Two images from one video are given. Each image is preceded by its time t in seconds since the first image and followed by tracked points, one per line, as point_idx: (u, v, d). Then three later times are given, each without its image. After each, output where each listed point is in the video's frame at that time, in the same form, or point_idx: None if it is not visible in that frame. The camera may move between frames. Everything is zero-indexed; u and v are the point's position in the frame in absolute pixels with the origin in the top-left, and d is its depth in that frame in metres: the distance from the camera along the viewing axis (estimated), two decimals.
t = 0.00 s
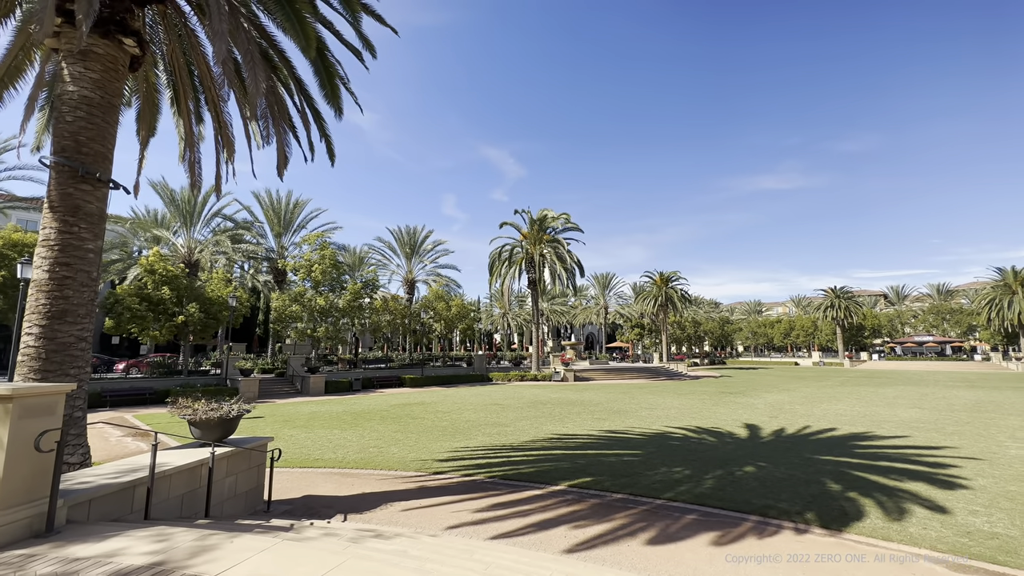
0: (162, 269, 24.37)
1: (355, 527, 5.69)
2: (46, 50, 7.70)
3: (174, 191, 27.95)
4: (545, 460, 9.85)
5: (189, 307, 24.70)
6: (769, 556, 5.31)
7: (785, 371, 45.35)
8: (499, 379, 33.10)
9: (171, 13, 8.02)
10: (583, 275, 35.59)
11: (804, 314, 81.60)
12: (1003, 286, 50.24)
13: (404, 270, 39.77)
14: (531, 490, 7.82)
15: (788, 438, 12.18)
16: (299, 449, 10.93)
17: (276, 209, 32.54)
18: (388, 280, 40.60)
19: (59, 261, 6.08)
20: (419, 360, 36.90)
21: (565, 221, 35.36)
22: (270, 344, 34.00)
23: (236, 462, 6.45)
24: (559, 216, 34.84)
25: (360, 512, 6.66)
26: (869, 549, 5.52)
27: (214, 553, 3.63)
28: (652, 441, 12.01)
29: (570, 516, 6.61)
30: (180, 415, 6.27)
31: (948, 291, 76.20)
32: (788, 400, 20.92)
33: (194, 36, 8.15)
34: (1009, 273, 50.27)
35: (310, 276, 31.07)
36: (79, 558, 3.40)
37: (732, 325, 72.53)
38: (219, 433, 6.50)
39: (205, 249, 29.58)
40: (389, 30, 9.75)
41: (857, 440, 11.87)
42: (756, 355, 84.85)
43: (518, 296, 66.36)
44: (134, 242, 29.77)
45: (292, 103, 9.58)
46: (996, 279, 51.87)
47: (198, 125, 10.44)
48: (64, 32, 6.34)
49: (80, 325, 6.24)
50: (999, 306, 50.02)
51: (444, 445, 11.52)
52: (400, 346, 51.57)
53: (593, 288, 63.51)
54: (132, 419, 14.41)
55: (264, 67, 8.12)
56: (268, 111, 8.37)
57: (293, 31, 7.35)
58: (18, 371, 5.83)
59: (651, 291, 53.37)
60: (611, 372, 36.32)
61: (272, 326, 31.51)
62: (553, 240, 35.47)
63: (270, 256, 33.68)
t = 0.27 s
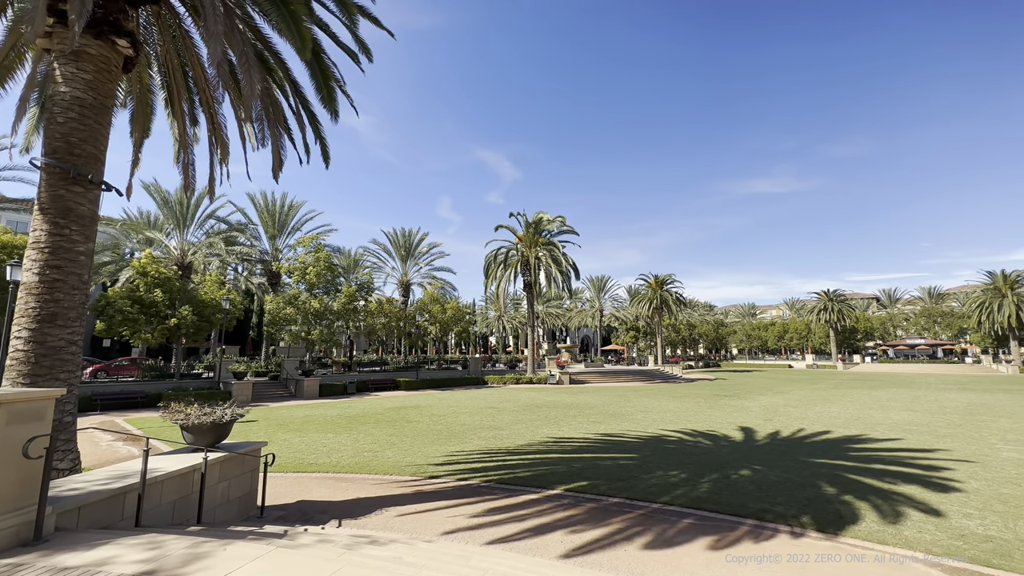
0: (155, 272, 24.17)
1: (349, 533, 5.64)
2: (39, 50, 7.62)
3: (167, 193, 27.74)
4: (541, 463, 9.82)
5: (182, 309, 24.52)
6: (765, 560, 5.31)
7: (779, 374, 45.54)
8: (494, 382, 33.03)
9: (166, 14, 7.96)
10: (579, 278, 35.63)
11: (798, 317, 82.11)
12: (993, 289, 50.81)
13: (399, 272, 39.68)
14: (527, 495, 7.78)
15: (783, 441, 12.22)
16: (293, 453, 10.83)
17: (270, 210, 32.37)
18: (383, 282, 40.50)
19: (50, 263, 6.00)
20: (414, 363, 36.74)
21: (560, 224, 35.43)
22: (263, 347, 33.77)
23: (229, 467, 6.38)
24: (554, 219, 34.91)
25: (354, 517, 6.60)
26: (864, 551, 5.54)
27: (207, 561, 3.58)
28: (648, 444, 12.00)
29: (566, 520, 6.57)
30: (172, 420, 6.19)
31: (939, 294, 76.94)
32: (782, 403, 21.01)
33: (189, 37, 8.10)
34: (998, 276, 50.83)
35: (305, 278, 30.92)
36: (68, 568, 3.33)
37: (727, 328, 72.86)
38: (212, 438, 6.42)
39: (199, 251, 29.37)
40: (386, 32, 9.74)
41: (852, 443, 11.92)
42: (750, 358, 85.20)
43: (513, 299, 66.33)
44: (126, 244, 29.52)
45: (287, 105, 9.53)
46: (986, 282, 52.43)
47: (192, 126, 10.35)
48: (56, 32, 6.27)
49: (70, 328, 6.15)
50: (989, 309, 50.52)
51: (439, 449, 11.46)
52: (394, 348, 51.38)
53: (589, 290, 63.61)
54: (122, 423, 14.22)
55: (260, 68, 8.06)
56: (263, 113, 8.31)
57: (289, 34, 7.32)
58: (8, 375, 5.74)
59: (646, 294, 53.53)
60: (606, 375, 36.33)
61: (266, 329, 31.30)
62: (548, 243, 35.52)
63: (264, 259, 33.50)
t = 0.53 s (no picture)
0: (145, 275, 23.90)
1: (342, 541, 5.57)
2: (27, 50, 7.52)
3: (158, 195, 27.50)
4: (536, 469, 9.77)
5: (172, 313, 24.26)
6: (761, 566, 5.30)
7: (771, 377, 45.83)
8: (488, 386, 32.92)
9: (158, 16, 7.89)
10: (573, 282, 35.70)
11: (790, 321, 82.78)
12: (980, 294, 51.53)
13: (393, 276, 39.56)
14: (521, 501, 7.74)
15: (776, 445, 12.27)
16: (284, 459, 10.71)
17: (263, 213, 32.17)
18: (377, 286, 40.35)
19: (37, 267, 5.89)
20: (407, 367, 36.56)
21: (554, 228, 35.50)
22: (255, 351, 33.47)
23: (219, 474, 6.28)
24: (548, 223, 34.98)
25: (347, 525, 6.52)
26: (859, 557, 5.55)
27: (197, 572, 3.52)
28: (642, 449, 12.00)
29: (561, 527, 6.54)
30: (161, 426, 6.08)
31: (928, 299, 77.89)
32: (775, 407, 21.13)
33: (181, 39, 8.03)
34: (986, 281, 51.55)
35: (298, 282, 30.72)
36: None
37: (720, 331, 73.20)
38: (202, 445, 6.32)
39: (190, 254, 29.10)
40: (381, 37, 9.72)
41: (843, 447, 12.00)
42: (743, 362, 85.68)
43: (507, 303, 66.34)
44: (116, 247, 29.19)
45: (281, 108, 9.47)
46: (974, 287, 53.16)
47: (184, 129, 10.26)
48: (45, 33, 6.19)
49: (57, 333, 6.04)
50: (977, 314, 51.21)
51: (433, 454, 11.38)
52: (388, 352, 51.10)
53: (583, 294, 63.73)
54: (111, 429, 14.02)
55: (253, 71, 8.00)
56: (256, 116, 8.24)
57: (283, 37, 7.27)
58: None
59: (639, 298, 53.71)
60: (600, 379, 36.35)
61: (258, 333, 31.03)
62: (543, 247, 35.57)
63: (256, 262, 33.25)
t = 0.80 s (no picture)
0: (132, 278, 23.55)
1: (331, 551, 5.48)
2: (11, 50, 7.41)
3: (147, 197, 27.18)
4: (528, 475, 9.71)
5: (160, 317, 23.92)
6: (753, 573, 5.30)
7: (762, 382, 46.10)
8: (481, 391, 32.78)
9: (147, 17, 7.81)
10: (566, 287, 35.74)
11: (780, 326, 83.52)
12: (966, 299, 52.36)
13: (385, 280, 39.38)
14: (513, 508, 7.67)
15: (768, 450, 12.32)
16: (273, 466, 10.54)
17: (254, 217, 31.90)
18: (369, 290, 40.13)
19: (19, 271, 5.77)
20: (399, 372, 36.30)
21: (547, 232, 35.57)
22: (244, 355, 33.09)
23: (206, 482, 6.17)
24: (541, 227, 35.04)
25: (336, 533, 6.42)
26: (850, 563, 5.55)
27: None
28: (635, 454, 11.98)
29: (553, 534, 6.49)
30: (146, 434, 5.95)
31: (915, 304, 79.01)
32: (766, 411, 21.24)
33: (171, 41, 7.94)
34: (971, 287, 52.37)
35: (288, 286, 30.45)
36: None
37: (711, 336, 73.62)
38: (188, 452, 6.20)
39: (179, 258, 28.75)
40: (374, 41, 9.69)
41: (834, 452, 12.07)
42: (734, 366, 86.16)
43: (500, 307, 66.27)
44: (103, 250, 28.77)
45: (272, 111, 9.40)
46: (960, 292, 53.98)
47: (173, 131, 10.15)
48: (32, 33, 6.10)
49: (40, 339, 5.91)
50: (963, 319, 51.97)
51: (424, 461, 11.28)
52: (380, 357, 50.76)
53: (575, 299, 63.86)
54: (95, 435, 13.75)
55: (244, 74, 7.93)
56: (247, 119, 8.17)
57: (275, 40, 7.22)
58: None
59: (632, 302, 53.89)
60: (593, 384, 36.34)
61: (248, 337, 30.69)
62: (536, 251, 35.60)
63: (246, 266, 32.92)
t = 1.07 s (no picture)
0: (117, 282, 23.14)
1: (317, 562, 5.35)
2: None
3: (133, 200, 26.77)
4: (519, 482, 9.62)
5: (145, 322, 23.49)
6: None
7: (751, 387, 46.38)
8: (472, 397, 32.59)
9: (134, 18, 7.69)
10: (557, 292, 35.76)
11: (769, 331, 84.34)
12: (950, 305, 53.24)
13: (376, 284, 39.15)
14: (504, 515, 7.58)
15: (758, 456, 12.34)
16: (259, 474, 10.34)
17: (243, 220, 31.55)
18: (359, 295, 39.86)
19: None
20: (389, 378, 35.97)
21: (539, 238, 35.61)
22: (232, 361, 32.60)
23: (188, 491, 6.02)
24: (533, 232, 35.07)
25: (323, 543, 6.29)
26: (841, 570, 5.54)
27: None
28: (626, 460, 11.94)
29: (543, 543, 6.41)
30: (126, 442, 5.79)
31: (900, 310, 80.26)
32: (756, 417, 21.33)
33: (158, 42, 7.84)
34: (954, 293, 53.29)
35: (277, 290, 30.12)
36: None
37: (702, 341, 74.06)
38: (170, 461, 6.05)
39: (166, 261, 28.34)
40: (365, 44, 9.65)
41: (823, 457, 12.12)
42: (724, 371, 86.69)
43: (491, 312, 66.15)
44: (87, 253, 28.26)
45: (260, 114, 9.30)
46: (944, 299, 54.91)
47: (159, 133, 10.01)
48: (12, 32, 5.96)
49: (15, 344, 5.74)
50: (947, 324, 52.83)
51: (414, 468, 11.14)
52: (370, 362, 50.34)
53: (567, 304, 63.94)
54: (76, 443, 13.42)
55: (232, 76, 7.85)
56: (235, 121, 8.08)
57: (264, 42, 7.15)
58: None
59: (623, 308, 54.07)
60: (585, 389, 36.31)
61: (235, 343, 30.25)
62: (527, 256, 35.59)
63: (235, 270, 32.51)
